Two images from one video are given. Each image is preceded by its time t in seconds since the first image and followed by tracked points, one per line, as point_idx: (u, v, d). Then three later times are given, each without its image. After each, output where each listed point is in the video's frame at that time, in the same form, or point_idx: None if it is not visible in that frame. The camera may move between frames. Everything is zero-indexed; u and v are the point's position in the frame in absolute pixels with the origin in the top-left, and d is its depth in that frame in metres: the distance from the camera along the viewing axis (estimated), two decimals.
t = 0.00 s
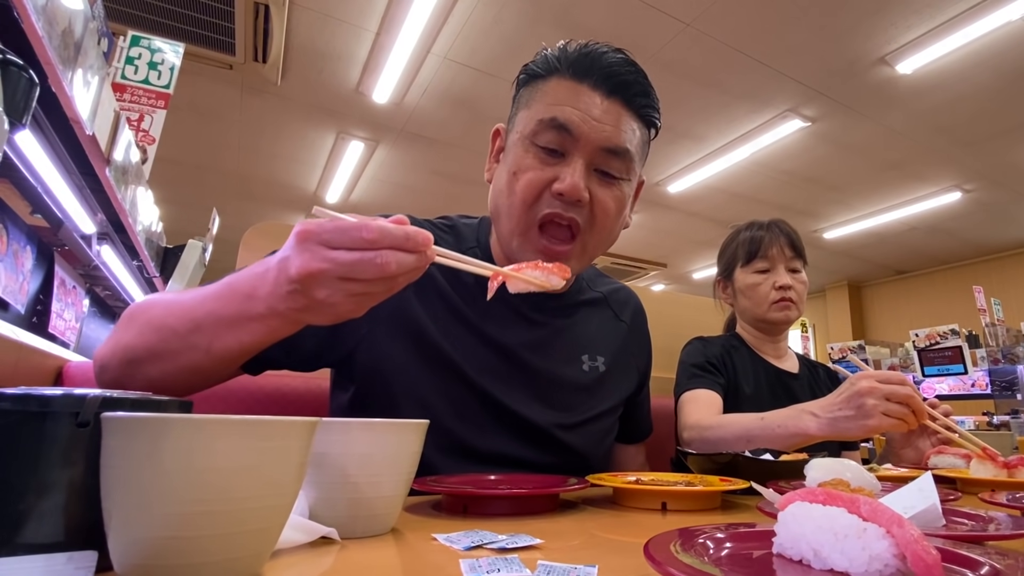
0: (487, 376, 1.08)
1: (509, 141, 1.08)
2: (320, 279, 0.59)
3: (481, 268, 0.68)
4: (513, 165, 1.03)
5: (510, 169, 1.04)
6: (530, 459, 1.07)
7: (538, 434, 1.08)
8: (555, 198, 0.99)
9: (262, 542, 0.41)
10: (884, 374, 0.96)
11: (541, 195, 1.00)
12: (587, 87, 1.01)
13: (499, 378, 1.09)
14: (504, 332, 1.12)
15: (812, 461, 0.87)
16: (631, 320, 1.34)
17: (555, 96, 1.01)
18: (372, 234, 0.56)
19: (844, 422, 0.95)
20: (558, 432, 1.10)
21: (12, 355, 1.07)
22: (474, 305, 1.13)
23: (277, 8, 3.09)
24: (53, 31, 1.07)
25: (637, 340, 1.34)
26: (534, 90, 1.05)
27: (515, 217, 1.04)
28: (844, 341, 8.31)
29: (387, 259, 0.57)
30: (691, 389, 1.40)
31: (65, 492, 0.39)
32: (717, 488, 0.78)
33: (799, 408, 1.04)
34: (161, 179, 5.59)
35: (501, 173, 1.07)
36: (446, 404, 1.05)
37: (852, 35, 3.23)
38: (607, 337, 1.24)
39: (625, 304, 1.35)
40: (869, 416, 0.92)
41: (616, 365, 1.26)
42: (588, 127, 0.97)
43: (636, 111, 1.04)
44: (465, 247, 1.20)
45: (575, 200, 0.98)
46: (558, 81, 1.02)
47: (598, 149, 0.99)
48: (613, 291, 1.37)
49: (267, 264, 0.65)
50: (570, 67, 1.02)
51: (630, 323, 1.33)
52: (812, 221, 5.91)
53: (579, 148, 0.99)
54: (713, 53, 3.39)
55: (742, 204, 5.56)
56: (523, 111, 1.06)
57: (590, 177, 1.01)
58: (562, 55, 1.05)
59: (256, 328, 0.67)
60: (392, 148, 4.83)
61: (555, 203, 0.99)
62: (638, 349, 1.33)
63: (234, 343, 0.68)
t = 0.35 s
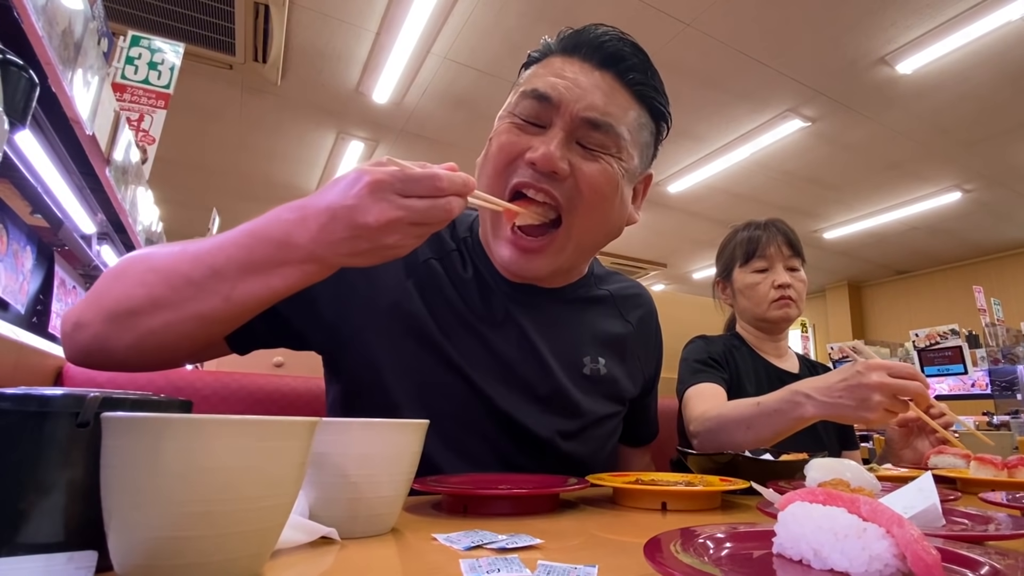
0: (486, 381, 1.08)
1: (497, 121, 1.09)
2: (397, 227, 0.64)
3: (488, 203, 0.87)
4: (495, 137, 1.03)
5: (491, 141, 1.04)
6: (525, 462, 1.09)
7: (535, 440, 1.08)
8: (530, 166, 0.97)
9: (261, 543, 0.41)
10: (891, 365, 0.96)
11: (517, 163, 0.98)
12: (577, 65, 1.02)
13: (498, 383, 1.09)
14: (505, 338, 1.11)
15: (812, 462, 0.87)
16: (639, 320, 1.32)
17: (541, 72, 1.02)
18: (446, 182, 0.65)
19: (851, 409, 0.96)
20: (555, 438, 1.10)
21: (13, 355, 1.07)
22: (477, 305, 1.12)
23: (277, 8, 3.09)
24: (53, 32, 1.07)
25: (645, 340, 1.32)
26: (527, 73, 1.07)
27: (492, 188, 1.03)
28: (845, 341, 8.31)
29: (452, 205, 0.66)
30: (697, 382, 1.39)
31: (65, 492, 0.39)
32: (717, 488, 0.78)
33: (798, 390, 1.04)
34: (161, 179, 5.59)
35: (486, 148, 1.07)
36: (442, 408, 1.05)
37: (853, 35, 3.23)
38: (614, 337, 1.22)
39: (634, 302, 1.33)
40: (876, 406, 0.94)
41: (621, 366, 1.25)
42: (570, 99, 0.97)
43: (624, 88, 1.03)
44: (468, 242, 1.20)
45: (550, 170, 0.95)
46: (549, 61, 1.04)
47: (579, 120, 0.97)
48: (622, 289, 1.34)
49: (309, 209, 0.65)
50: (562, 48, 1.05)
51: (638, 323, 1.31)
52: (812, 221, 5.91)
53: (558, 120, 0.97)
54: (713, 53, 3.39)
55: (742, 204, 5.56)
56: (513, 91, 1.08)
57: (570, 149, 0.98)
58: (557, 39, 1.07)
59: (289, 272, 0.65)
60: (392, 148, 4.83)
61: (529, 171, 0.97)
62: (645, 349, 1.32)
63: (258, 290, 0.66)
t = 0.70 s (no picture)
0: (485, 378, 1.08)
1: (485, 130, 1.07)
2: (331, 304, 0.57)
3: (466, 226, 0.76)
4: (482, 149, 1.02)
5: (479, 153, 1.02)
6: (526, 460, 1.09)
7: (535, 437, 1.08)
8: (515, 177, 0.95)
9: (260, 544, 0.41)
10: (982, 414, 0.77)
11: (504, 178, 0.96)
12: (561, 66, 1.00)
13: (497, 380, 1.09)
14: (502, 333, 1.11)
15: (812, 462, 0.87)
16: (638, 318, 1.33)
17: (522, 76, 1.00)
18: (369, 252, 0.54)
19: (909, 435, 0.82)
20: (555, 434, 1.11)
21: (13, 356, 1.07)
22: (473, 303, 1.11)
23: (277, 8, 3.10)
24: (53, 31, 1.07)
25: (644, 337, 1.33)
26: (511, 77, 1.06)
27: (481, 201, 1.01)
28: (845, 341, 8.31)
29: (385, 266, 0.58)
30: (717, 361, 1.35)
31: (65, 492, 0.39)
32: (717, 488, 0.78)
33: (861, 391, 0.88)
34: (161, 179, 5.59)
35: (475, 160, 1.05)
36: (443, 407, 1.05)
37: (853, 34, 3.22)
38: (612, 333, 1.22)
39: (632, 301, 1.34)
40: (943, 439, 0.80)
41: (622, 364, 1.25)
42: (553, 103, 0.95)
43: (610, 87, 1.01)
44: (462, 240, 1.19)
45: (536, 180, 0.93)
46: (531, 63, 1.02)
47: (564, 124, 0.95)
48: (621, 288, 1.35)
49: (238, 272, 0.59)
50: (545, 49, 1.03)
51: (637, 321, 1.32)
52: (812, 221, 5.91)
53: (542, 127, 0.95)
54: (713, 53, 3.39)
55: (742, 204, 5.56)
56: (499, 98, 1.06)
57: (556, 157, 0.96)
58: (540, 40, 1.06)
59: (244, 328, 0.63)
60: (392, 148, 4.83)
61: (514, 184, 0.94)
62: (645, 347, 1.32)
63: (223, 343, 0.65)
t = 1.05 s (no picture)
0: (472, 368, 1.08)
1: (473, 143, 1.07)
2: (234, 387, 0.61)
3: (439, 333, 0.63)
4: (478, 168, 1.03)
5: (476, 173, 1.04)
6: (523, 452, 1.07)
7: (534, 427, 1.08)
8: (524, 198, 0.99)
9: (261, 544, 0.41)
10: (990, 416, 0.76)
11: (512, 198, 1.00)
12: (545, 80, 0.99)
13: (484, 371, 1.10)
14: (484, 325, 1.12)
15: (813, 461, 0.87)
16: (622, 309, 1.35)
17: (508, 93, 1.00)
18: (251, 337, 0.57)
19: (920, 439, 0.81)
20: (547, 421, 1.09)
21: (13, 355, 1.07)
22: (457, 301, 1.14)
23: (277, 8, 3.10)
24: (53, 32, 1.07)
25: (631, 328, 1.34)
26: (492, 88, 1.04)
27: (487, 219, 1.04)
28: (844, 341, 8.31)
29: (275, 357, 0.59)
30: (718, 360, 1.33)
31: (65, 492, 0.39)
32: (716, 488, 0.78)
33: (871, 394, 0.87)
34: (161, 179, 5.59)
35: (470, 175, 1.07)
36: (433, 401, 1.05)
37: (853, 34, 3.23)
38: (596, 323, 1.24)
39: (615, 293, 1.36)
40: (955, 443, 0.78)
41: (612, 352, 1.26)
42: (547, 122, 0.96)
43: (598, 98, 1.02)
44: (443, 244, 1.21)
45: (545, 199, 0.98)
46: (511, 77, 1.01)
47: (560, 143, 0.97)
48: (603, 283, 1.37)
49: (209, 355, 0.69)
50: (523, 61, 1.02)
51: (622, 312, 1.34)
52: (812, 221, 5.91)
53: (540, 145, 0.97)
54: (712, 53, 3.39)
55: (742, 204, 5.55)
56: (482, 111, 1.06)
57: (557, 172, 0.99)
58: (515, 49, 1.04)
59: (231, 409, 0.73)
60: (392, 148, 4.83)
61: (526, 203, 0.99)
62: (632, 337, 1.34)
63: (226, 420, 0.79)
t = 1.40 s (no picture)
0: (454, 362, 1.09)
1: (455, 148, 1.08)
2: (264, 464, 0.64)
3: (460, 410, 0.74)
4: (464, 170, 1.03)
5: (462, 175, 1.04)
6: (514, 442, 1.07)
7: (524, 421, 1.08)
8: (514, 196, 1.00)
9: (262, 543, 0.41)
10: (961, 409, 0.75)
11: (502, 197, 1.01)
12: (525, 86, 1.01)
13: (469, 366, 1.10)
14: (462, 320, 1.13)
15: (813, 461, 0.87)
16: (599, 305, 1.37)
17: (491, 98, 1.01)
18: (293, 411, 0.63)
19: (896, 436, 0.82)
20: (533, 411, 1.09)
21: (13, 355, 1.07)
22: (440, 299, 1.14)
23: (277, 8, 3.10)
24: (53, 32, 1.07)
25: (609, 322, 1.36)
26: (471, 95, 1.05)
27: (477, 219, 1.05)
28: (844, 340, 8.30)
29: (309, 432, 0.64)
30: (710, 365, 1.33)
31: (65, 492, 0.39)
32: (717, 488, 0.78)
33: (844, 397, 0.87)
34: (162, 179, 5.59)
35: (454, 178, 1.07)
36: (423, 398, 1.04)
37: (852, 34, 3.22)
38: (574, 319, 1.26)
39: (590, 290, 1.38)
40: (928, 437, 0.78)
41: (592, 346, 1.27)
42: (532, 124, 0.98)
43: (575, 102, 1.05)
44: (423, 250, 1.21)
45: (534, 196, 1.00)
46: (492, 83, 1.03)
47: (544, 143, 1.00)
48: (578, 280, 1.39)
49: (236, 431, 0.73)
50: (501, 67, 1.03)
51: (599, 306, 1.36)
52: (812, 221, 5.91)
53: (527, 146, 1.00)
54: (712, 53, 3.39)
55: (742, 204, 5.55)
56: (463, 116, 1.06)
57: (542, 172, 1.02)
58: (493, 56, 1.05)
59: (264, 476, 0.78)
60: (392, 148, 4.83)
61: (517, 200, 1.00)
62: (612, 331, 1.35)
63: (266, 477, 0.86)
